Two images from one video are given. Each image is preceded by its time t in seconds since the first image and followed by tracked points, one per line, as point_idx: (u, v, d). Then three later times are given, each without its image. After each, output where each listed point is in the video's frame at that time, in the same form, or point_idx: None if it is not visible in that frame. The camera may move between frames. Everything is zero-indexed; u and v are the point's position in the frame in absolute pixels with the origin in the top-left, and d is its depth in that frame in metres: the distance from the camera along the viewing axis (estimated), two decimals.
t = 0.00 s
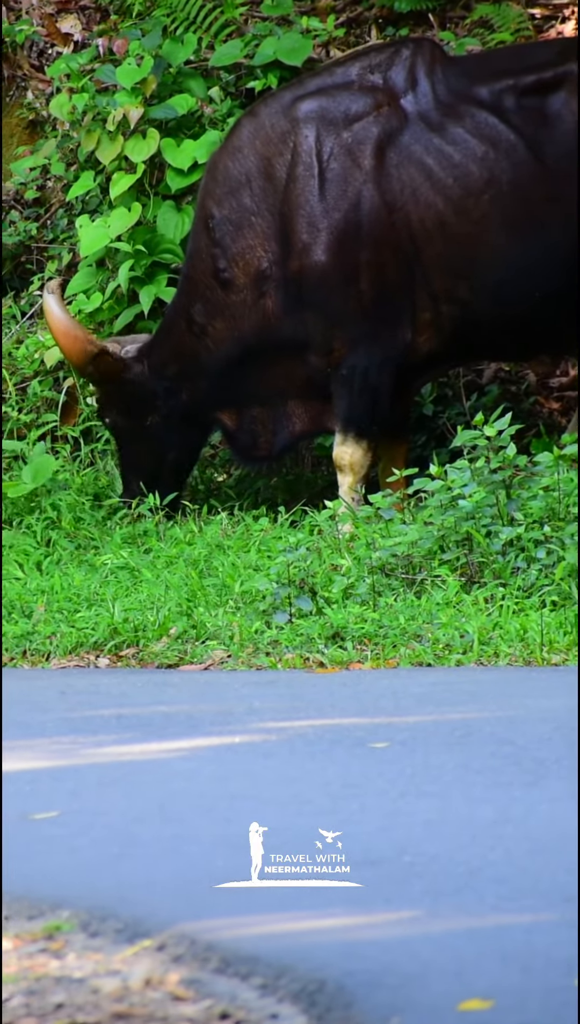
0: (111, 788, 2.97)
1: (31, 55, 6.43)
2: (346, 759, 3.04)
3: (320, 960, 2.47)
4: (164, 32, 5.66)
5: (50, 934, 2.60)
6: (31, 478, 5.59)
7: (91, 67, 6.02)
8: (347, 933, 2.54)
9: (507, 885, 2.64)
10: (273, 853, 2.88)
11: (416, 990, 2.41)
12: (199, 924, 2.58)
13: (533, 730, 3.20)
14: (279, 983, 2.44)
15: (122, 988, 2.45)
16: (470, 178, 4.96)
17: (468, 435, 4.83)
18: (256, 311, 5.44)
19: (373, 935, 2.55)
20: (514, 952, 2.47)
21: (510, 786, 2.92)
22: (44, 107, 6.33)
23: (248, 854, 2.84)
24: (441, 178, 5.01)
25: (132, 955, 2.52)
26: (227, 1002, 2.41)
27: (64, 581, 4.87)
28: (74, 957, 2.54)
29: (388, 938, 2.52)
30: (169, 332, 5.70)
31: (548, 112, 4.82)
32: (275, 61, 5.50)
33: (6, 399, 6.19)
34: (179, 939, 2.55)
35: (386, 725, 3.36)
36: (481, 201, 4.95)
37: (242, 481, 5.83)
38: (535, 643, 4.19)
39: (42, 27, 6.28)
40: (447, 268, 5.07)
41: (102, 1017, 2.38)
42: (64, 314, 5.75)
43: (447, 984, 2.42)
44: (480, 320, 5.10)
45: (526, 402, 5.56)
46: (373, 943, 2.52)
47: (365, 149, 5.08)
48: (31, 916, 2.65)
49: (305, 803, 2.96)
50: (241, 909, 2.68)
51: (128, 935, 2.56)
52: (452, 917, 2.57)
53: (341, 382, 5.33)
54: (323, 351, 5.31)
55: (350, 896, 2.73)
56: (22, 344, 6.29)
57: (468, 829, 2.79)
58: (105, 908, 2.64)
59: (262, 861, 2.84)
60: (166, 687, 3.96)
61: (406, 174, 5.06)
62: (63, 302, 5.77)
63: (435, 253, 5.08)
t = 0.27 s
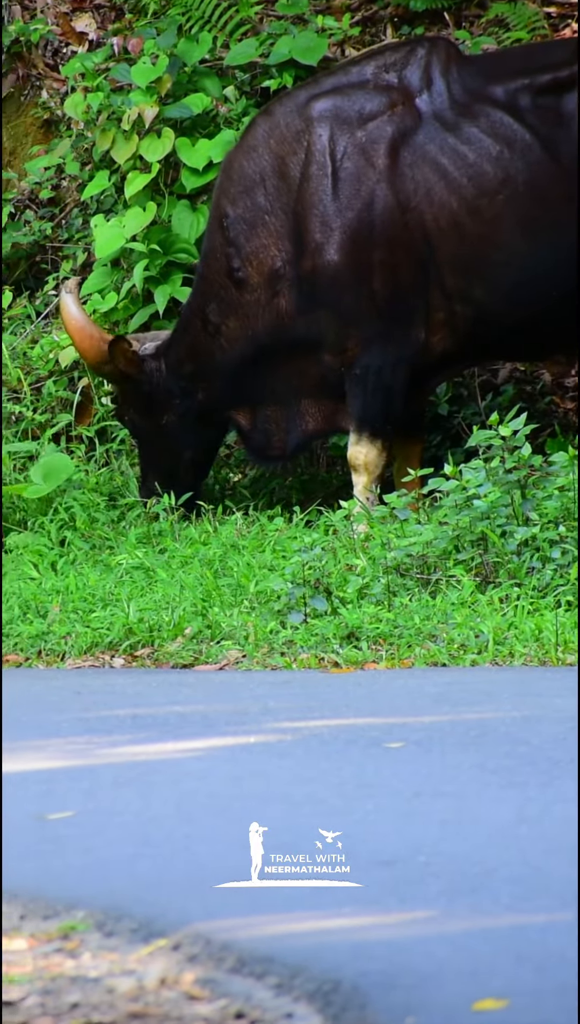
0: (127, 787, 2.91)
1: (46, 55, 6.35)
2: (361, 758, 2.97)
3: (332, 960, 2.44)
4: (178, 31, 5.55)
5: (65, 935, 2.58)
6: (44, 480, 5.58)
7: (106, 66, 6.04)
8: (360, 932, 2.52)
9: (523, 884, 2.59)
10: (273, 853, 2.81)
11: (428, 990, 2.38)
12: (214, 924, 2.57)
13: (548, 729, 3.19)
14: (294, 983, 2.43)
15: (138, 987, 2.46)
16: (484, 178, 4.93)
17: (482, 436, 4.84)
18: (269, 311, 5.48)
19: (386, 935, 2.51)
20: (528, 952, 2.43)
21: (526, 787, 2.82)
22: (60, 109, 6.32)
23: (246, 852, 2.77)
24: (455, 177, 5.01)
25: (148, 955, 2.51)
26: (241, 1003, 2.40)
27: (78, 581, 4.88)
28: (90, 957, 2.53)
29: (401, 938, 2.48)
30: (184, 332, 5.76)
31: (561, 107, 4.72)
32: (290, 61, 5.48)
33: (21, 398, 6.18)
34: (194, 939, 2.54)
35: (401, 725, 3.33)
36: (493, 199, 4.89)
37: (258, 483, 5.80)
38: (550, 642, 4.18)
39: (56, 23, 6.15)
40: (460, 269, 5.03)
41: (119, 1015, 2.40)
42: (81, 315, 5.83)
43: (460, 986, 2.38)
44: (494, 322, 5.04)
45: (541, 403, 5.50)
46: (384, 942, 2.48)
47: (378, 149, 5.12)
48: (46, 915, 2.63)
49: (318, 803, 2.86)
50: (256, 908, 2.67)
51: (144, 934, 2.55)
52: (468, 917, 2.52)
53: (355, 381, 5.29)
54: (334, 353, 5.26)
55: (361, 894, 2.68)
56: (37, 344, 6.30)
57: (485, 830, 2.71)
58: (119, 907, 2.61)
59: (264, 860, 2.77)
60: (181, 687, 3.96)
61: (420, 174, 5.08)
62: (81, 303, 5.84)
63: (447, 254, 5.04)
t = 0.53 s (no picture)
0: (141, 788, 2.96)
1: (59, 52, 6.03)
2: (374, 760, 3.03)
3: (345, 960, 2.48)
4: (193, 31, 5.53)
5: (79, 935, 2.58)
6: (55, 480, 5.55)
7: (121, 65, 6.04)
8: (378, 933, 2.54)
9: (535, 884, 2.65)
10: (273, 853, 2.79)
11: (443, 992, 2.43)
12: (230, 924, 2.60)
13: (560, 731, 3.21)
14: (308, 982, 2.45)
15: (151, 988, 2.45)
16: (497, 178, 5.03)
17: (496, 436, 4.87)
18: (283, 312, 5.47)
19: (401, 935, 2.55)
20: (539, 952, 2.50)
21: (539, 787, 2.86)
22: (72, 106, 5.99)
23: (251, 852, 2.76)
24: (468, 177, 5.07)
25: (163, 954, 2.53)
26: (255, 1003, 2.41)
27: (92, 582, 4.90)
28: (103, 957, 2.53)
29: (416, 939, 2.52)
30: (200, 335, 5.75)
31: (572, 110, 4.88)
32: (305, 61, 5.57)
33: (35, 399, 6.12)
34: (208, 938, 2.56)
35: (415, 723, 3.33)
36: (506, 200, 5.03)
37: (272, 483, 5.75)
38: (563, 642, 4.19)
39: (70, 22, 5.89)
40: (474, 268, 5.11)
41: (131, 1017, 2.39)
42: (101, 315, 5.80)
43: (474, 988, 2.44)
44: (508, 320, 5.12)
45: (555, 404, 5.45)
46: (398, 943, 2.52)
47: (390, 149, 5.14)
48: (60, 914, 2.64)
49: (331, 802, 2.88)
50: (270, 906, 2.70)
51: (158, 933, 2.57)
52: (482, 917, 2.56)
53: (368, 381, 5.32)
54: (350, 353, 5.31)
55: (373, 894, 2.69)
56: (51, 346, 6.18)
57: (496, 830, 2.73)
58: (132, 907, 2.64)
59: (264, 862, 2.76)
60: (195, 687, 3.98)
61: (432, 174, 5.11)
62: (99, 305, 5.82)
63: (461, 253, 5.11)
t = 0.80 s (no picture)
0: (153, 786, 2.91)
1: (71, 52, 6.56)
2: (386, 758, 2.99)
3: (358, 959, 2.41)
4: (204, 30, 5.77)
5: (91, 935, 2.51)
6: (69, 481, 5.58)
7: (131, 66, 6.08)
8: (388, 932, 2.46)
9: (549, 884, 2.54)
10: (273, 852, 2.78)
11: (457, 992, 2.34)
12: (242, 925, 2.53)
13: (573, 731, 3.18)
14: (319, 983, 2.37)
15: (164, 987, 2.39)
16: (508, 177, 4.99)
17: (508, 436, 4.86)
18: (295, 313, 5.49)
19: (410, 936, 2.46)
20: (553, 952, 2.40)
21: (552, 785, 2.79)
22: (84, 106, 6.46)
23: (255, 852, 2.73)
24: (480, 177, 5.04)
25: (174, 955, 2.47)
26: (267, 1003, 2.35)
27: (104, 581, 4.90)
28: (116, 957, 2.47)
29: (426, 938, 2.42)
30: (213, 335, 5.76)
31: None
32: (316, 61, 5.55)
33: (47, 399, 6.21)
34: (221, 939, 2.50)
35: (427, 726, 3.34)
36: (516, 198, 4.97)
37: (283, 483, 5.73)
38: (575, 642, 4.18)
39: (82, 24, 6.47)
40: (484, 268, 5.08)
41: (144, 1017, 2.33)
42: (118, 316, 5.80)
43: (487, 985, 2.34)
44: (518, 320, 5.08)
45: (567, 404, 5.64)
46: (411, 942, 2.42)
47: (402, 149, 5.12)
48: (73, 914, 2.57)
49: (344, 804, 2.79)
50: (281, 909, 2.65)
51: (170, 934, 2.51)
52: (494, 917, 2.46)
53: (378, 382, 5.24)
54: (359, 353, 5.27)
55: (389, 894, 2.60)
56: (62, 345, 6.30)
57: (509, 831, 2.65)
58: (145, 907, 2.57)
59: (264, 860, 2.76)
60: (206, 687, 3.98)
61: (443, 174, 5.09)
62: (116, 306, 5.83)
63: (472, 252, 5.08)
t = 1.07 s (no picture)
0: (161, 788, 2.90)
1: (79, 53, 6.58)
2: (395, 758, 3.01)
3: (367, 960, 2.39)
4: (213, 32, 5.71)
5: (99, 935, 2.50)
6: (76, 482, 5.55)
7: (139, 66, 6.09)
8: (396, 933, 2.44)
9: (557, 887, 2.56)
10: (274, 853, 2.75)
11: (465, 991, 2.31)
12: (250, 925, 2.50)
13: None
14: (328, 983, 2.35)
15: (172, 987, 2.37)
16: (517, 179, 4.96)
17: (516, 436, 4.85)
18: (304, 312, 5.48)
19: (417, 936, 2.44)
20: (562, 952, 2.39)
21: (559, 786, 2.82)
22: (92, 107, 6.51)
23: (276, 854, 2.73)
24: (489, 179, 5.00)
25: (183, 955, 2.45)
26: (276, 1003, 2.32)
27: (112, 582, 4.90)
28: (124, 958, 2.45)
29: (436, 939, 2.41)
30: (220, 334, 5.74)
31: None
32: (323, 61, 5.57)
33: (54, 399, 6.21)
34: (229, 939, 2.48)
35: (435, 726, 3.34)
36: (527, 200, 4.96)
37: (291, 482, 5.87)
38: None
39: (90, 25, 6.47)
40: (493, 269, 5.07)
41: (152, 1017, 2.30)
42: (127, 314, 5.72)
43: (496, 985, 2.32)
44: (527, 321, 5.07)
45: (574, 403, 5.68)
46: (421, 943, 2.41)
47: (410, 149, 5.09)
48: (81, 914, 2.55)
49: (352, 804, 2.81)
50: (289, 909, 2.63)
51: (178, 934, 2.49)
52: (503, 919, 2.45)
53: (387, 381, 5.27)
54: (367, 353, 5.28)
55: (398, 894, 2.58)
56: (70, 345, 6.30)
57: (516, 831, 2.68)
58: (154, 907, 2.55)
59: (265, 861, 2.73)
60: (214, 687, 3.98)
61: (452, 175, 5.06)
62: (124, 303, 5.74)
63: (481, 253, 5.06)
